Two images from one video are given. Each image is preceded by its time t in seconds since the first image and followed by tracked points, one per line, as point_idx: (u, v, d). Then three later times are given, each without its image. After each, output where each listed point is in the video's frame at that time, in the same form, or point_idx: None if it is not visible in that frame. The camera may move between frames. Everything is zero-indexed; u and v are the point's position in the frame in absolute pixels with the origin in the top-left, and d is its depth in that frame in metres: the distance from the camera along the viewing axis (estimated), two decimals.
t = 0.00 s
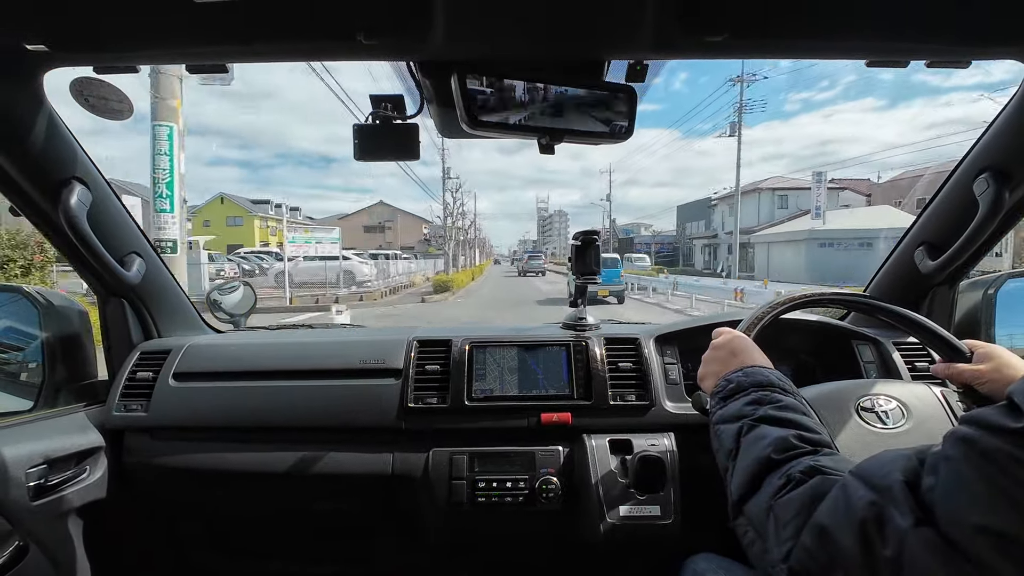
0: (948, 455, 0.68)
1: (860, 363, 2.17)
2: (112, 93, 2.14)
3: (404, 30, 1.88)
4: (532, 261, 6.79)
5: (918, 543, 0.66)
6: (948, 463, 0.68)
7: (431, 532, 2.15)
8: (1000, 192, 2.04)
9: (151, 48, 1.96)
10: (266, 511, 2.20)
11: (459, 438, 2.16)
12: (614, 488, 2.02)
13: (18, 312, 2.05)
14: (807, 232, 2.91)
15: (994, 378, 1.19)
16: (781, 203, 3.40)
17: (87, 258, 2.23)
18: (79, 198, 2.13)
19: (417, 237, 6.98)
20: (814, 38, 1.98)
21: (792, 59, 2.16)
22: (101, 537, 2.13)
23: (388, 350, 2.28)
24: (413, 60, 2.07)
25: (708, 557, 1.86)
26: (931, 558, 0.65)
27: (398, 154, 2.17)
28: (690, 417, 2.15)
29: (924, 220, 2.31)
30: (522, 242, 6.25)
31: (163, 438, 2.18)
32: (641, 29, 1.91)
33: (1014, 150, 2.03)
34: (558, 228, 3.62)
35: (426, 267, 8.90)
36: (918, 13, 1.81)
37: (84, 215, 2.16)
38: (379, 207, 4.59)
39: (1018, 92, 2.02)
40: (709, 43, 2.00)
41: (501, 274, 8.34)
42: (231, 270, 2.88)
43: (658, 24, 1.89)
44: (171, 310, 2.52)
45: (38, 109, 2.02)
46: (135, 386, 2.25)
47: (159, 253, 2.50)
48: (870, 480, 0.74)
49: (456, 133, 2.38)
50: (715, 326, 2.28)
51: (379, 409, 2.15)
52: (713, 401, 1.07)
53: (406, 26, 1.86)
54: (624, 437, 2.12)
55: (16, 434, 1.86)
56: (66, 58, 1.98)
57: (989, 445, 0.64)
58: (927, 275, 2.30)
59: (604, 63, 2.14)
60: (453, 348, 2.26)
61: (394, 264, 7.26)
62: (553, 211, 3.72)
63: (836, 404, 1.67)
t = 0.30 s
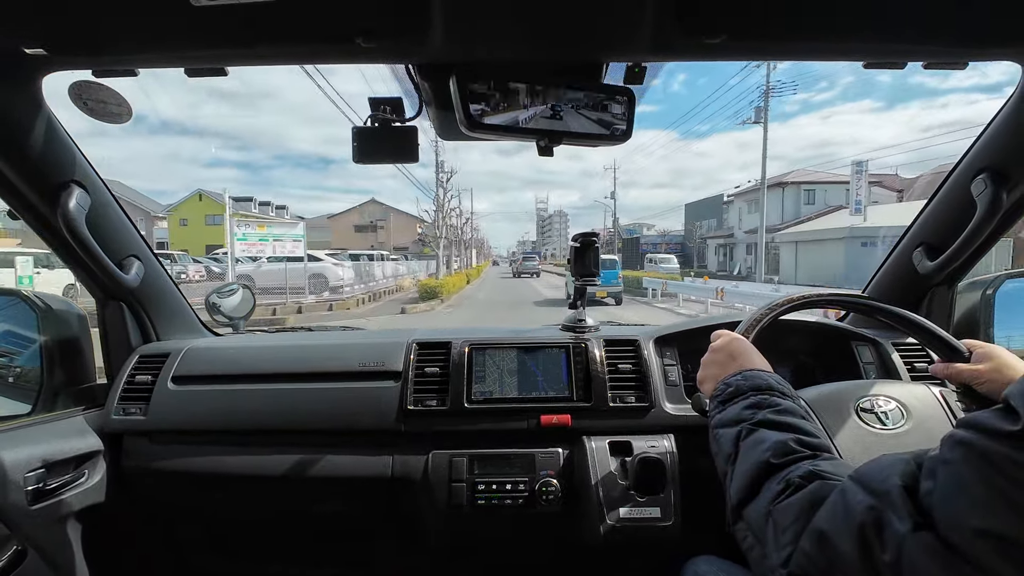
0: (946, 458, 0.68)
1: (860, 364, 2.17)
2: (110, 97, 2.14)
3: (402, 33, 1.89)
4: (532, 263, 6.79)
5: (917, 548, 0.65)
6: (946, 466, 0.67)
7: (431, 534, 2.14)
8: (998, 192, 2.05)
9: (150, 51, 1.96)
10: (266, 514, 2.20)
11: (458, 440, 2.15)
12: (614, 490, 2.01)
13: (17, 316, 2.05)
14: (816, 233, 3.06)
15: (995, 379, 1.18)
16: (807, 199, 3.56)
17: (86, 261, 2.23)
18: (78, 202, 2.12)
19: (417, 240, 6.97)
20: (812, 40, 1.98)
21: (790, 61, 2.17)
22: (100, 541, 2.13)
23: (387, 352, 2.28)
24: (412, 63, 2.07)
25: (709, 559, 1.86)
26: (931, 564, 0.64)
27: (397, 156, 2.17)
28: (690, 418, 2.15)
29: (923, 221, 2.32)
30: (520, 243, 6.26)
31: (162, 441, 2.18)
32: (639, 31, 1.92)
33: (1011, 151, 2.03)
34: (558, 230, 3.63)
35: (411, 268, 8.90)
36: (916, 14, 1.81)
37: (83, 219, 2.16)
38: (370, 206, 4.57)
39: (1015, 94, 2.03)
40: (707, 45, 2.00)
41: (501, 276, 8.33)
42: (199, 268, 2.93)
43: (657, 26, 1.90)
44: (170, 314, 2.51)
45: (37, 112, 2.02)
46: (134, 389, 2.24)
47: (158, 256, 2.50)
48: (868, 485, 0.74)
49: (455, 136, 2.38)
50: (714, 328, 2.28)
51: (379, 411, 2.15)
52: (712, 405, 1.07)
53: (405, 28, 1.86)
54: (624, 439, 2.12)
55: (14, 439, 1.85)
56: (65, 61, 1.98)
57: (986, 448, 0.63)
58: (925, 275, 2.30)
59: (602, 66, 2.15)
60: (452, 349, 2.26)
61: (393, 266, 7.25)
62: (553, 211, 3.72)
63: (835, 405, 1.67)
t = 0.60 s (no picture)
0: (947, 460, 0.68)
1: (858, 365, 2.17)
2: (106, 98, 2.13)
3: (401, 35, 1.89)
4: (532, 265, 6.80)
5: (918, 553, 0.65)
6: (947, 469, 0.67)
7: (430, 537, 2.14)
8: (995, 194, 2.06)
9: (149, 53, 1.96)
10: (265, 517, 2.19)
11: (457, 442, 2.15)
12: (613, 492, 2.01)
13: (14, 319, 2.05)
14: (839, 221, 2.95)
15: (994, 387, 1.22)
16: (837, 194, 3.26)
17: (85, 264, 2.23)
18: (75, 205, 2.12)
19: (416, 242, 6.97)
20: (810, 41, 1.99)
21: (788, 62, 2.17)
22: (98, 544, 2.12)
23: (386, 354, 2.28)
24: (411, 65, 2.07)
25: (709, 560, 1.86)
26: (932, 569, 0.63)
27: (395, 158, 2.17)
28: (689, 420, 2.15)
29: (920, 222, 2.33)
30: (519, 245, 6.26)
31: (160, 444, 2.17)
32: (637, 32, 1.92)
33: (1007, 153, 2.04)
34: (557, 232, 3.65)
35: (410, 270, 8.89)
36: (914, 16, 1.82)
37: (81, 221, 2.15)
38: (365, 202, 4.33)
39: (1011, 95, 2.04)
40: (705, 46, 2.01)
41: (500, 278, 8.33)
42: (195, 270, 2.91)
43: (654, 29, 1.90)
44: (169, 318, 2.50)
45: (35, 115, 2.02)
46: (132, 391, 2.23)
47: (156, 258, 2.49)
48: (868, 490, 0.74)
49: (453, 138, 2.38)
50: (713, 329, 2.28)
51: (378, 413, 2.14)
52: (711, 412, 1.07)
53: (403, 30, 1.86)
54: (623, 441, 2.11)
55: (11, 442, 1.85)
56: (63, 64, 1.97)
57: (987, 450, 0.63)
58: (923, 276, 2.31)
59: (600, 67, 2.15)
60: (451, 351, 2.26)
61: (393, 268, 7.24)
62: (552, 212, 3.73)
63: (833, 406, 1.68)
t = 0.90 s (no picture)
0: (937, 467, 0.68)
1: (855, 365, 2.17)
2: (103, 93, 2.12)
3: (400, 33, 1.88)
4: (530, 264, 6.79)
5: (911, 561, 0.65)
6: (937, 476, 0.67)
7: (426, 534, 2.14)
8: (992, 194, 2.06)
9: (147, 49, 1.95)
10: (262, 515, 2.19)
11: (455, 439, 2.15)
12: (610, 490, 2.02)
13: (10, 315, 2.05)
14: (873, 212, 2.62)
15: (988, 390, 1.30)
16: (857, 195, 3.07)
17: (82, 261, 2.22)
18: (72, 200, 2.11)
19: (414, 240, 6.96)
20: (810, 41, 1.99)
21: (787, 62, 2.17)
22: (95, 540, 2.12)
23: (383, 351, 2.28)
24: (409, 62, 2.07)
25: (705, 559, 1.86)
26: None
27: (393, 156, 2.17)
28: (686, 419, 2.15)
29: (918, 221, 2.33)
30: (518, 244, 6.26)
31: (157, 441, 2.17)
32: (637, 31, 1.92)
33: (1004, 154, 2.05)
34: (557, 231, 3.66)
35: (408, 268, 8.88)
36: (913, 17, 1.82)
37: (77, 217, 2.14)
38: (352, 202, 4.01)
39: (1010, 96, 2.04)
40: (704, 45, 2.01)
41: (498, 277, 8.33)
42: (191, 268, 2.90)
43: (654, 28, 1.91)
44: (165, 315, 2.49)
45: (31, 110, 2.01)
46: (129, 388, 2.23)
47: (152, 255, 2.49)
48: (861, 501, 0.74)
49: (452, 136, 2.38)
50: (711, 328, 2.29)
51: (375, 410, 2.14)
52: (708, 419, 1.08)
53: (403, 27, 1.85)
54: (620, 440, 2.11)
55: (7, 439, 1.84)
56: (60, 59, 1.96)
57: (978, 458, 0.63)
58: (920, 277, 2.32)
59: (600, 66, 2.14)
60: (449, 349, 2.26)
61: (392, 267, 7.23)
62: (552, 212, 3.74)
63: (829, 407, 1.68)
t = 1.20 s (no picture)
0: (937, 465, 0.69)
1: (849, 364, 2.19)
2: (97, 82, 2.10)
3: (399, 26, 1.87)
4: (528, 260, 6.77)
5: (907, 559, 0.66)
6: (937, 474, 0.68)
7: (421, 528, 2.14)
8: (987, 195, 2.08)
9: (143, 39, 1.94)
10: (258, 507, 2.19)
11: (451, 434, 2.16)
12: (605, 486, 2.03)
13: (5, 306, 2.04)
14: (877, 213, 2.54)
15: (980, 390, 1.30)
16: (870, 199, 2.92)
17: (77, 253, 2.21)
18: (67, 190, 2.10)
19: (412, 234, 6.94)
20: (810, 40, 1.99)
21: (786, 60, 2.17)
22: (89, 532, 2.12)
23: (379, 345, 2.28)
24: (408, 55, 2.05)
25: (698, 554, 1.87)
26: None
27: (391, 149, 2.16)
28: (682, 415, 2.16)
29: (914, 221, 2.34)
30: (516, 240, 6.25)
31: (152, 433, 2.17)
32: (637, 27, 1.91)
33: (999, 155, 2.06)
34: (555, 228, 3.65)
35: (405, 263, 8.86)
36: (913, 16, 1.82)
37: (72, 207, 2.13)
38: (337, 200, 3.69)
39: (1006, 96, 2.05)
40: (704, 42, 2.00)
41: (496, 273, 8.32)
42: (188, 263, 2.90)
43: (654, 25, 1.90)
44: (160, 307, 2.49)
45: (25, 99, 1.99)
46: (124, 380, 2.22)
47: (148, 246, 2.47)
48: (859, 498, 0.74)
49: (450, 130, 2.37)
50: (706, 325, 2.30)
51: (371, 404, 2.14)
52: (704, 417, 1.08)
53: (402, 20, 1.84)
54: (615, 435, 2.12)
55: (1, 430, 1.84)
56: (56, 49, 1.94)
57: (977, 456, 0.64)
58: (915, 276, 2.33)
59: (599, 61, 2.14)
60: (445, 344, 2.27)
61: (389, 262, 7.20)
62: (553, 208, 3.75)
63: (823, 405, 1.70)
